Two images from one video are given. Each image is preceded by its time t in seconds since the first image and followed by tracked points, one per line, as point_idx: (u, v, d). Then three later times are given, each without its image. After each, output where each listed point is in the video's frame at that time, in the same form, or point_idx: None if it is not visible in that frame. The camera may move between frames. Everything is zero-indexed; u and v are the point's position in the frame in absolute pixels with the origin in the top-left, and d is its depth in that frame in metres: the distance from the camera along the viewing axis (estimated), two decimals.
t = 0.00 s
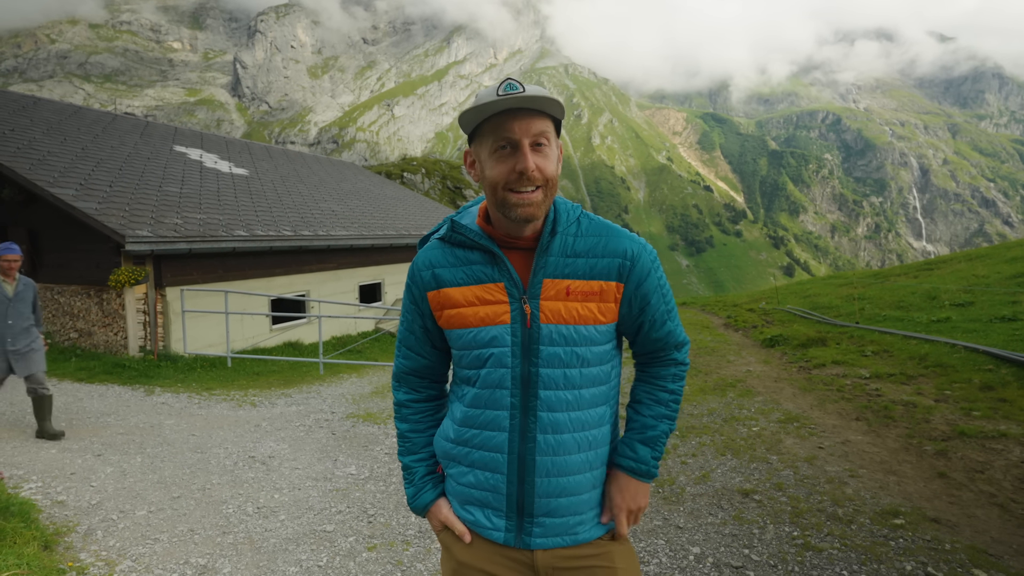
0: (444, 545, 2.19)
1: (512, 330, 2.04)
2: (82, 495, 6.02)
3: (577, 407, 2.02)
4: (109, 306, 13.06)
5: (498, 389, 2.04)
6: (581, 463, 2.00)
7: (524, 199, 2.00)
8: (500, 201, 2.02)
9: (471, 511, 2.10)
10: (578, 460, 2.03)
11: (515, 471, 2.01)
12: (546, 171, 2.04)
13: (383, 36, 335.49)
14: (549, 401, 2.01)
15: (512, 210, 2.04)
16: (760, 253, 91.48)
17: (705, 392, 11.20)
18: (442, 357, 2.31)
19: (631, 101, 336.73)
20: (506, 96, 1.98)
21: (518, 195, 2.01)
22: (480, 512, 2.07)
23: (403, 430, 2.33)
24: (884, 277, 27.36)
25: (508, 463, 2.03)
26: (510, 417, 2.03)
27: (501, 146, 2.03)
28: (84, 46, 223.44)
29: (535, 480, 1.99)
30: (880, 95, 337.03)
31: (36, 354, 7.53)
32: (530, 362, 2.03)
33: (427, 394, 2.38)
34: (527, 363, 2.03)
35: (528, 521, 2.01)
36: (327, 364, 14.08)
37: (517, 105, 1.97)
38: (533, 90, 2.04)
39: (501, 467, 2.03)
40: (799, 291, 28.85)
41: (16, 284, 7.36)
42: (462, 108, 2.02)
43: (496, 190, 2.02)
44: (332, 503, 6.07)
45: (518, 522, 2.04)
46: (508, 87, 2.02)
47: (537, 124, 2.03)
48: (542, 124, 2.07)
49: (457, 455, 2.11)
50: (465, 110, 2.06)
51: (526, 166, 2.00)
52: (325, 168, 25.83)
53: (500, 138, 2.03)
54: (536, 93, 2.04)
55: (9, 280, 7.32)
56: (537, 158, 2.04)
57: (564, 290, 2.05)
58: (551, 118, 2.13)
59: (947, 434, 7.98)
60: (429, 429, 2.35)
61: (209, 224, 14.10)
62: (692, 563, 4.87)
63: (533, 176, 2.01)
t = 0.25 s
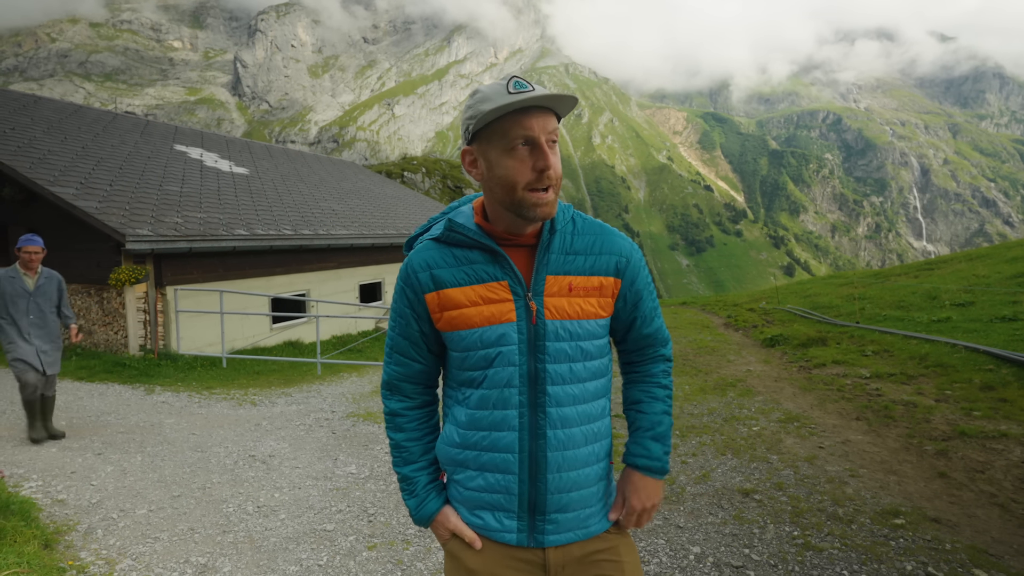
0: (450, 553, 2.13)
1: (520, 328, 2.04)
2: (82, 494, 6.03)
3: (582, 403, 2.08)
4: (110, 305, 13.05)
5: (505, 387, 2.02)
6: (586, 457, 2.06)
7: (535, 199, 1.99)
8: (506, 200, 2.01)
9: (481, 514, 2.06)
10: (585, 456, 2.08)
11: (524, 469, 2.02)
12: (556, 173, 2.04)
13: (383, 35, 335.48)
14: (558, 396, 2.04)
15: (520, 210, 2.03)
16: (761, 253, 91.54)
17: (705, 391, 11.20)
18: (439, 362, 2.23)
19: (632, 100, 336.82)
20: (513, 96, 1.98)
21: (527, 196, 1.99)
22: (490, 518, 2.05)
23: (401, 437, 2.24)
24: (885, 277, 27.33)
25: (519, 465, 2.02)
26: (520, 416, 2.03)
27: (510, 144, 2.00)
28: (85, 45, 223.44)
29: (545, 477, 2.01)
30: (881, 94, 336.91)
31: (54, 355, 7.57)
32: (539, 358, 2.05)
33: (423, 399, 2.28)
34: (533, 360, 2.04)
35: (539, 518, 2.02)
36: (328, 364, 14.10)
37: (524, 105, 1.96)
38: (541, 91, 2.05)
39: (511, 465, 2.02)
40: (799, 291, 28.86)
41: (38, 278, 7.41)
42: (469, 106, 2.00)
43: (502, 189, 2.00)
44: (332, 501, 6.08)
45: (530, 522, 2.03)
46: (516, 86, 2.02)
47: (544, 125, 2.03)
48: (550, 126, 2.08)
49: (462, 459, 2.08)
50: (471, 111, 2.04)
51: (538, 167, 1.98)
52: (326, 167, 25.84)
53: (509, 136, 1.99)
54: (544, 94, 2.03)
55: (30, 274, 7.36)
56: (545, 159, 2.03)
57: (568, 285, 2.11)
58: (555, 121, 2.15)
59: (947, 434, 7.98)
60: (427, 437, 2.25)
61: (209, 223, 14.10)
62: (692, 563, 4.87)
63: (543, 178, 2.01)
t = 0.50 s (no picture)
0: (458, 559, 2.10)
1: (526, 329, 2.04)
2: (82, 493, 6.02)
3: (586, 403, 2.09)
4: (110, 303, 13.04)
5: (511, 390, 2.02)
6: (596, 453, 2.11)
7: (544, 201, 1.98)
8: (511, 202, 2.00)
9: (487, 518, 2.05)
10: (593, 452, 2.10)
11: (533, 468, 2.03)
12: (561, 174, 2.03)
13: (383, 34, 335.44)
14: (564, 399, 2.05)
15: (527, 213, 2.00)
16: (761, 252, 91.44)
17: (706, 391, 11.20)
18: (442, 367, 2.20)
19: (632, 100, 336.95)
20: (521, 97, 1.96)
21: (536, 197, 1.98)
22: (496, 520, 2.05)
23: (404, 442, 2.19)
24: (886, 277, 27.31)
25: (525, 467, 2.02)
26: (525, 420, 2.03)
27: (518, 145, 1.97)
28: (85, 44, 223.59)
29: (555, 477, 2.04)
30: (882, 94, 336.85)
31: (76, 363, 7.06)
32: (545, 357, 2.05)
33: (424, 404, 2.24)
34: (540, 360, 2.06)
35: (550, 517, 2.05)
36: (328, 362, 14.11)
37: (532, 109, 1.96)
38: (549, 98, 2.05)
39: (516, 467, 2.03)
40: (800, 291, 28.84)
41: (54, 286, 6.93)
42: (475, 109, 1.95)
43: (507, 189, 1.99)
44: (332, 501, 6.07)
45: (538, 522, 2.05)
46: (523, 87, 1.99)
47: (550, 131, 2.03)
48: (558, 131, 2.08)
49: (470, 460, 2.05)
50: (480, 108, 1.97)
51: (547, 171, 1.97)
52: (326, 166, 25.82)
53: (514, 140, 1.98)
54: (548, 98, 2.04)
55: (46, 282, 6.90)
56: (553, 160, 2.02)
57: (574, 286, 2.12)
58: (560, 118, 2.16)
59: (948, 434, 7.97)
60: (432, 441, 2.22)
61: (210, 221, 14.11)
62: (695, 564, 4.85)
63: (551, 180, 2.00)
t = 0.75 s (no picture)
0: (457, 561, 2.09)
1: (526, 328, 2.02)
2: (81, 493, 6.00)
3: (585, 403, 2.07)
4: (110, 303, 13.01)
5: (511, 391, 1.99)
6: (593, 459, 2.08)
7: (542, 196, 1.96)
8: (507, 198, 1.98)
9: (486, 522, 2.03)
10: (593, 454, 2.09)
11: (532, 471, 2.00)
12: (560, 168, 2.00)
13: (384, 33, 335.20)
14: (563, 400, 2.02)
15: (526, 208, 1.98)
16: (762, 252, 91.39)
17: (707, 391, 11.15)
18: (440, 368, 2.17)
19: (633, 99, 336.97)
20: (518, 89, 1.93)
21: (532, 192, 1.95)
22: (495, 525, 2.01)
23: (402, 447, 2.15)
24: (886, 277, 27.26)
25: (525, 469, 2.00)
26: (524, 422, 2.01)
27: (516, 138, 1.94)
28: (86, 43, 223.70)
29: (554, 482, 2.01)
30: (882, 94, 336.90)
31: (99, 358, 6.86)
32: (543, 358, 2.03)
33: (422, 407, 2.21)
34: (540, 360, 2.03)
35: (548, 522, 2.01)
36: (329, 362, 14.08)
37: (532, 101, 1.94)
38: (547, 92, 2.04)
39: (515, 470, 2.00)
40: (800, 291, 28.82)
41: (69, 279, 6.73)
42: (473, 103, 1.93)
43: (504, 184, 1.97)
44: (332, 501, 6.05)
45: (538, 526, 2.02)
46: (520, 79, 1.98)
47: (550, 124, 2.00)
48: (556, 125, 2.07)
49: (469, 461, 2.03)
50: (480, 100, 1.94)
51: (547, 162, 1.94)
52: (326, 165, 25.81)
53: (513, 132, 1.94)
54: (547, 91, 2.02)
55: (60, 275, 6.69)
56: (551, 156, 2.00)
57: (571, 286, 2.10)
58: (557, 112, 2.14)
59: (950, 436, 7.94)
60: (431, 444, 2.21)
61: (210, 220, 14.09)
62: (696, 565, 4.83)
63: (550, 172, 1.98)
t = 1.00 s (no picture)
0: (454, 568, 2.07)
1: (524, 331, 1.99)
2: (82, 493, 6.00)
3: (586, 408, 2.03)
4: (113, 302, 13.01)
5: (508, 394, 1.97)
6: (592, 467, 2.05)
7: (519, 196, 1.95)
8: (492, 197, 1.98)
9: (481, 528, 2.01)
10: (596, 461, 2.05)
11: (530, 477, 1.97)
12: (542, 168, 1.99)
13: (385, 32, 335.16)
14: (562, 404, 1.99)
15: (504, 209, 1.99)
16: (763, 253, 91.25)
17: (709, 392, 11.11)
18: (440, 370, 2.16)
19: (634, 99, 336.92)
20: (503, 89, 1.92)
21: (510, 192, 1.95)
22: (492, 529, 1.99)
23: (397, 450, 2.14)
24: (888, 277, 27.19)
25: (521, 474, 1.97)
26: (523, 427, 1.99)
27: (495, 140, 1.97)
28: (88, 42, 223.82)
29: (554, 488, 1.98)
30: (884, 94, 337.03)
31: (117, 371, 6.44)
32: (542, 362, 2.00)
33: (420, 410, 2.19)
34: (539, 363, 2.00)
35: (549, 529, 1.98)
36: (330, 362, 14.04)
37: (514, 99, 1.92)
38: (537, 88, 2.00)
39: (513, 476, 1.97)
40: (802, 291, 28.75)
41: (91, 286, 6.41)
42: (455, 106, 1.98)
43: (490, 184, 1.97)
44: (333, 501, 6.04)
45: (537, 534, 1.99)
46: (509, 79, 1.95)
47: (535, 122, 1.98)
48: (546, 124, 2.04)
49: (463, 464, 2.03)
50: (459, 106, 2.00)
51: (521, 162, 1.93)
52: (327, 164, 25.82)
53: (494, 132, 1.96)
54: (537, 88, 1.98)
55: (84, 281, 6.39)
56: (534, 153, 1.98)
57: (572, 290, 2.06)
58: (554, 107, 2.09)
59: (954, 437, 7.91)
60: (430, 445, 2.22)
61: (212, 220, 14.08)
62: (699, 567, 4.81)
63: (527, 172, 1.96)
